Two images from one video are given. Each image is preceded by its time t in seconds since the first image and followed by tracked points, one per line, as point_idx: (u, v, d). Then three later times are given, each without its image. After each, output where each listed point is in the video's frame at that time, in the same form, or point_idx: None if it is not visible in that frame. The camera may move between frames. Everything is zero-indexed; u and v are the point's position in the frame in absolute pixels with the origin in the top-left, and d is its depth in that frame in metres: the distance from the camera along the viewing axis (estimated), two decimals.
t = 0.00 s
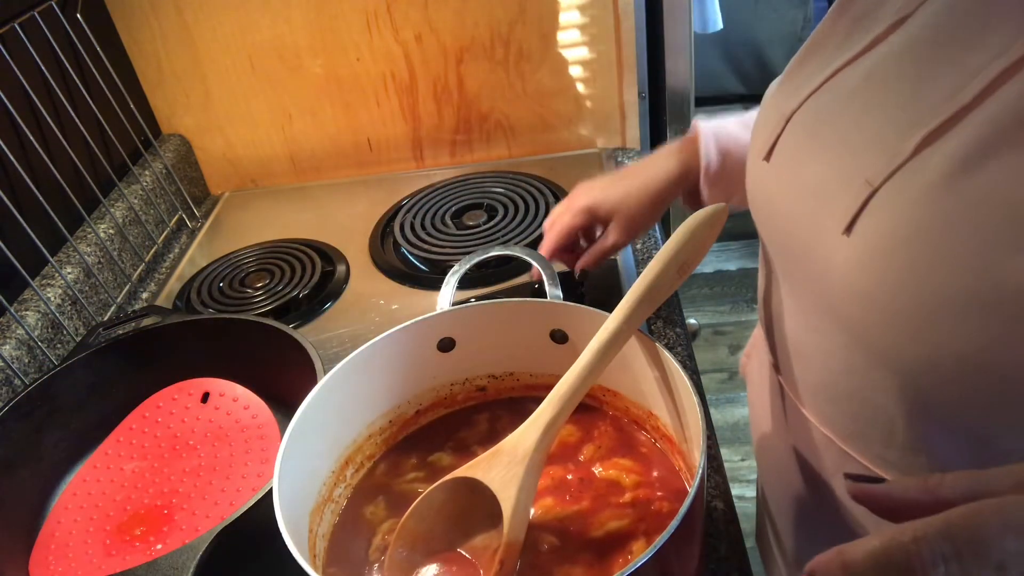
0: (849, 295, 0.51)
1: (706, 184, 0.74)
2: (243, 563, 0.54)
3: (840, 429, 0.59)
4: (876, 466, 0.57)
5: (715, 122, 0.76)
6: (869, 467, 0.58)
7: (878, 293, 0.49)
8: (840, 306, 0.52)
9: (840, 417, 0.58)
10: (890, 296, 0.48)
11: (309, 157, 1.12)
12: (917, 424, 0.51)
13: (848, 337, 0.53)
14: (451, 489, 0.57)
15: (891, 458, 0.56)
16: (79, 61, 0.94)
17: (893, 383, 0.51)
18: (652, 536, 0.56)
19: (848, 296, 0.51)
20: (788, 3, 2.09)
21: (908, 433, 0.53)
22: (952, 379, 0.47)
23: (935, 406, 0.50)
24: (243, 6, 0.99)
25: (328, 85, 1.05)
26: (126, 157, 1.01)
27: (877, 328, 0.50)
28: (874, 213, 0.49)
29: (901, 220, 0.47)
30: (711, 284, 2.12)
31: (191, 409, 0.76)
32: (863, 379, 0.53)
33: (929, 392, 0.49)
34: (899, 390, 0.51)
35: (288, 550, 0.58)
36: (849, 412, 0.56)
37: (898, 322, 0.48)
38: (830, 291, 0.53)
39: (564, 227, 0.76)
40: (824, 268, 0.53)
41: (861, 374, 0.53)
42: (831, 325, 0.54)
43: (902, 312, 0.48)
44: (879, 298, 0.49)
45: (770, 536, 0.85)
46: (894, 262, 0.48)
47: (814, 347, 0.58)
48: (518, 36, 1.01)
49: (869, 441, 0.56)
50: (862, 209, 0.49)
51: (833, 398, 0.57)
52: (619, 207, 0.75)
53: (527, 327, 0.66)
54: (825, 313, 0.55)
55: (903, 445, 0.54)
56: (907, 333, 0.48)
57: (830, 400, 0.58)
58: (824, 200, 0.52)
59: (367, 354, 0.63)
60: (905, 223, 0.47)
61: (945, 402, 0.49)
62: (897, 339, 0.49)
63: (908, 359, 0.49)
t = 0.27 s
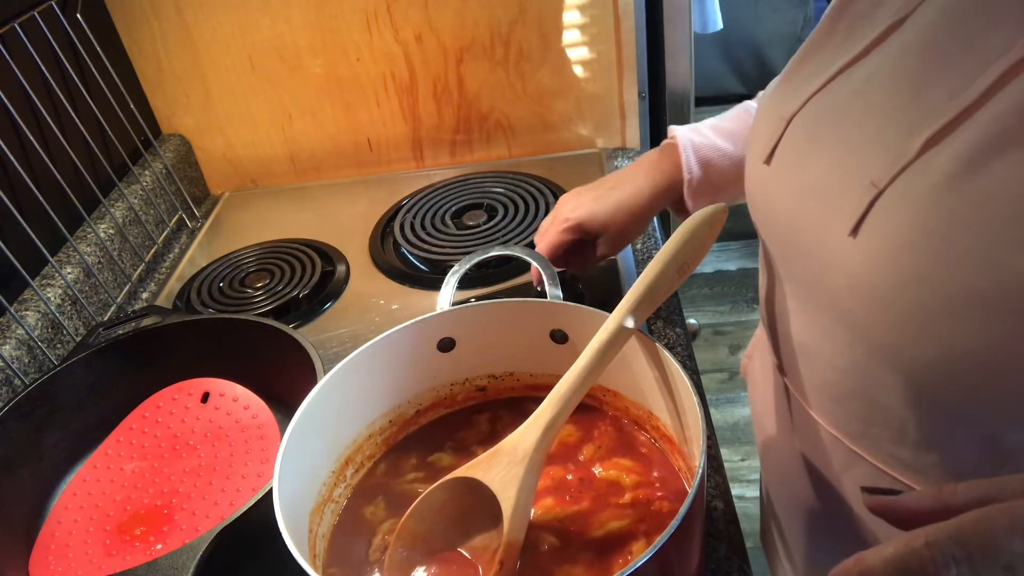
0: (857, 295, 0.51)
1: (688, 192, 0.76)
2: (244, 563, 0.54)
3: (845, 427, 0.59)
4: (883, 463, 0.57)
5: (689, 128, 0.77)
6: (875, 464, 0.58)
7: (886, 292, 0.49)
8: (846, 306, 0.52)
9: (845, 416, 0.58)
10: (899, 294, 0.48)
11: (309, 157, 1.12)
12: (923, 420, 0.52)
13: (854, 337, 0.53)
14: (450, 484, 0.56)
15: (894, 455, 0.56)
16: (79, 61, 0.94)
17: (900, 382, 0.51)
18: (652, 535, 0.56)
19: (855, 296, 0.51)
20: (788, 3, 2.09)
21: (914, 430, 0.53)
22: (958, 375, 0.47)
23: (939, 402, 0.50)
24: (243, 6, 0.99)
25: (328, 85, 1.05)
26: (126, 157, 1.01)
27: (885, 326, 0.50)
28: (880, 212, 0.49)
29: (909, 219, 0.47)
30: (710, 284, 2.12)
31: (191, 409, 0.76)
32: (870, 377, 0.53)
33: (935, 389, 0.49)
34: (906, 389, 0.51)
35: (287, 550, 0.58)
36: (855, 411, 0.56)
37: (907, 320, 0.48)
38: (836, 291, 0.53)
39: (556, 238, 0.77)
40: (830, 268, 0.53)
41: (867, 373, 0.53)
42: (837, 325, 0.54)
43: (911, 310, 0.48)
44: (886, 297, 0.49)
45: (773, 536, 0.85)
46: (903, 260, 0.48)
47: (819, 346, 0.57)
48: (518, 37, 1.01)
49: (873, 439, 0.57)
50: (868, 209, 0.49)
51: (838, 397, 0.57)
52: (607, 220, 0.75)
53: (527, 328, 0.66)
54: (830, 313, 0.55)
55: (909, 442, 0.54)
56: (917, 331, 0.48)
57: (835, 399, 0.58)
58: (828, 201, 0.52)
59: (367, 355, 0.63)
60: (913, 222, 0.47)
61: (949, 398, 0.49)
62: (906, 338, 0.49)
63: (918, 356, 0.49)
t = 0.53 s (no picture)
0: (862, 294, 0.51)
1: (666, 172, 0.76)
2: (244, 563, 0.54)
3: (848, 426, 0.59)
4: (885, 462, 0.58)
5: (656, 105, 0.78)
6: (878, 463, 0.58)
7: (891, 291, 0.49)
8: (851, 305, 0.52)
9: (849, 415, 0.58)
10: (904, 293, 0.48)
11: (309, 157, 1.12)
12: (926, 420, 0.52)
13: (858, 336, 0.53)
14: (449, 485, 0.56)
15: (897, 454, 0.56)
16: (79, 61, 0.94)
17: (904, 381, 0.51)
18: (652, 535, 0.56)
19: (860, 295, 0.51)
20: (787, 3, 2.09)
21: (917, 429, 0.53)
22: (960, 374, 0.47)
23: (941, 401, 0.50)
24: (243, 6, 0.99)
25: (328, 85, 1.05)
26: (126, 157, 1.01)
27: (890, 325, 0.50)
28: (886, 211, 0.49)
29: (914, 218, 0.47)
30: (711, 284, 2.12)
31: (191, 409, 0.76)
32: (874, 377, 0.53)
33: (938, 388, 0.49)
34: (911, 388, 0.51)
35: (287, 550, 0.57)
36: (858, 409, 0.56)
37: (912, 318, 0.48)
38: (841, 290, 0.53)
39: (552, 229, 0.74)
40: (835, 267, 0.53)
41: (871, 372, 0.53)
42: (841, 324, 0.54)
43: (916, 309, 0.48)
44: (892, 296, 0.49)
45: (774, 535, 0.85)
46: (908, 259, 0.48)
47: (822, 346, 0.57)
48: (518, 37, 1.01)
49: (875, 437, 0.57)
50: (873, 208, 0.49)
51: (842, 396, 0.57)
52: (598, 200, 0.74)
53: (527, 327, 0.66)
54: (834, 312, 0.54)
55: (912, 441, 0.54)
56: (922, 330, 0.48)
57: (838, 398, 0.58)
58: (832, 199, 0.52)
59: (368, 354, 0.63)
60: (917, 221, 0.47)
61: (951, 397, 0.49)
62: (911, 336, 0.49)
63: (923, 355, 0.49)
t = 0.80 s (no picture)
0: (866, 290, 0.51)
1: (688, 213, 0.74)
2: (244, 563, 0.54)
3: (848, 423, 0.59)
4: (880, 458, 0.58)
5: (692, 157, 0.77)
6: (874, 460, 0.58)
7: (895, 290, 0.49)
8: (855, 302, 0.52)
9: (847, 409, 0.58)
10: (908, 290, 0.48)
11: (309, 157, 1.12)
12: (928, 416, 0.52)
13: (862, 333, 0.53)
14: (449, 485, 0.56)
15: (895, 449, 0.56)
16: (79, 61, 0.94)
17: (911, 382, 0.51)
18: (652, 536, 0.56)
19: (865, 291, 0.51)
20: (787, 3, 2.09)
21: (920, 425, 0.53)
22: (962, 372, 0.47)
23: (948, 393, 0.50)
24: (243, 6, 0.99)
25: (328, 84, 1.05)
26: (126, 157, 1.01)
27: (893, 323, 0.50)
28: (892, 208, 0.48)
29: (916, 218, 0.47)
30: (711, 285, 2.12)
31: (191, 409, 0.76)
32: (877, 373, 0.53)
33: (941, 385, 0.49)
34: (916, 389, 0.51)
35: (287, 549, 0.57)
36: (858, 405, 0.56)
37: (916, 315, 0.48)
38: (845, 288, 0.53)
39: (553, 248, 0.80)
40: (838, 264, 0.53)
41: (874, 368, 0.53)
42: (846, 322, 0.54)
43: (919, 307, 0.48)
44: (895, 294, 0.49)
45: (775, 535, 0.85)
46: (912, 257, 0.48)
47: (825, 342, 0.57)
48: (518, 37, 1.01)
49: (874, 433, 0.57)
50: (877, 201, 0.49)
51: (843, 392, 0.57)
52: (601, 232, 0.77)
53: (527, 327, 0.66)
54: (839, 312, 0.54)
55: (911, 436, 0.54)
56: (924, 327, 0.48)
57: (840, 395, 0.58)
58: (834, 196, 0.52)
59: (367, 355, 0.63)
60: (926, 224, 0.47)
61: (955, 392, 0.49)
62: (914, 334, 0.49)
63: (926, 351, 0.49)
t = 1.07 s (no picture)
0: (872, 291, 0.51)
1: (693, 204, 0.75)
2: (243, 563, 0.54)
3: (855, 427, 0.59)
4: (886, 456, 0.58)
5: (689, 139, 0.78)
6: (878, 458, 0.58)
7: (899, 289, 0.49)
8: (861, 302, 0.52)
9: (854, 408, 0.58)
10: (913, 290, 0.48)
11: (309, 157, 1.12)
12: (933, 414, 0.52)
13: (867, 332, 0.53)
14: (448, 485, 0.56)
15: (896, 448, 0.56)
16: (79, 61, 0.94)
17: (923, 389, 0.51)
18: (652, 536, 0.56)
19: (870, 291, 0.51)
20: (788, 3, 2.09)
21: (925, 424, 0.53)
22: (962, 372, 0.47)
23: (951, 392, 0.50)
24: (243, 6, 0.99)
25: (328, 85, 1.05)
26: (126, 157, 1.01)
27: (897, 322, 0.50)
28: (904, 215, 0.48)
29: (918, 219, 0.47)
30: (711, 285, 2.12)
31: (191, 409, 0.76)
32: (882, 372, 0.53)
33: (943, 385, 0.49)
34: (928, 394, 0.51)
35: (287, 550, 0.57)
36: (863, 403, 0.57)
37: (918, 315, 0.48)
38: (851, 288, 0.53)
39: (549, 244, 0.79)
40: (846, 264, 0.53)
41: (880, 367, 0.53)
42: (852, 321, 0.54)
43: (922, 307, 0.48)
44: (899, 295, 0.49)
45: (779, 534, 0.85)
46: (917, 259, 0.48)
47: (833, 341, 0.58)
48: (518, 37, 1.01)
49: (877, 432, 0.57)
50: (891, 207, 0.49)
51: (851, 391, 0.58)
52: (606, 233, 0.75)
53: (527, 327, 0.66)
54: (851, 318, 0.54)
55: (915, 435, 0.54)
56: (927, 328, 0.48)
57: (847, 395, 0.58)
58: (846, 197, 0.52)
59: (367, 355, 0.63)
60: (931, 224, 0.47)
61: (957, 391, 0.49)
62: (917, 333, 0.49)
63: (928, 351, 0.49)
